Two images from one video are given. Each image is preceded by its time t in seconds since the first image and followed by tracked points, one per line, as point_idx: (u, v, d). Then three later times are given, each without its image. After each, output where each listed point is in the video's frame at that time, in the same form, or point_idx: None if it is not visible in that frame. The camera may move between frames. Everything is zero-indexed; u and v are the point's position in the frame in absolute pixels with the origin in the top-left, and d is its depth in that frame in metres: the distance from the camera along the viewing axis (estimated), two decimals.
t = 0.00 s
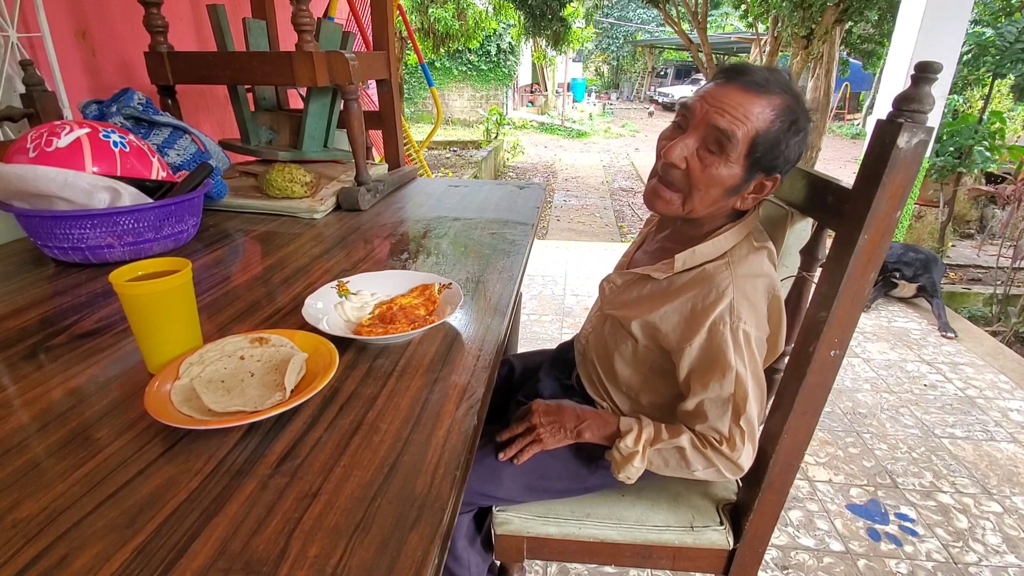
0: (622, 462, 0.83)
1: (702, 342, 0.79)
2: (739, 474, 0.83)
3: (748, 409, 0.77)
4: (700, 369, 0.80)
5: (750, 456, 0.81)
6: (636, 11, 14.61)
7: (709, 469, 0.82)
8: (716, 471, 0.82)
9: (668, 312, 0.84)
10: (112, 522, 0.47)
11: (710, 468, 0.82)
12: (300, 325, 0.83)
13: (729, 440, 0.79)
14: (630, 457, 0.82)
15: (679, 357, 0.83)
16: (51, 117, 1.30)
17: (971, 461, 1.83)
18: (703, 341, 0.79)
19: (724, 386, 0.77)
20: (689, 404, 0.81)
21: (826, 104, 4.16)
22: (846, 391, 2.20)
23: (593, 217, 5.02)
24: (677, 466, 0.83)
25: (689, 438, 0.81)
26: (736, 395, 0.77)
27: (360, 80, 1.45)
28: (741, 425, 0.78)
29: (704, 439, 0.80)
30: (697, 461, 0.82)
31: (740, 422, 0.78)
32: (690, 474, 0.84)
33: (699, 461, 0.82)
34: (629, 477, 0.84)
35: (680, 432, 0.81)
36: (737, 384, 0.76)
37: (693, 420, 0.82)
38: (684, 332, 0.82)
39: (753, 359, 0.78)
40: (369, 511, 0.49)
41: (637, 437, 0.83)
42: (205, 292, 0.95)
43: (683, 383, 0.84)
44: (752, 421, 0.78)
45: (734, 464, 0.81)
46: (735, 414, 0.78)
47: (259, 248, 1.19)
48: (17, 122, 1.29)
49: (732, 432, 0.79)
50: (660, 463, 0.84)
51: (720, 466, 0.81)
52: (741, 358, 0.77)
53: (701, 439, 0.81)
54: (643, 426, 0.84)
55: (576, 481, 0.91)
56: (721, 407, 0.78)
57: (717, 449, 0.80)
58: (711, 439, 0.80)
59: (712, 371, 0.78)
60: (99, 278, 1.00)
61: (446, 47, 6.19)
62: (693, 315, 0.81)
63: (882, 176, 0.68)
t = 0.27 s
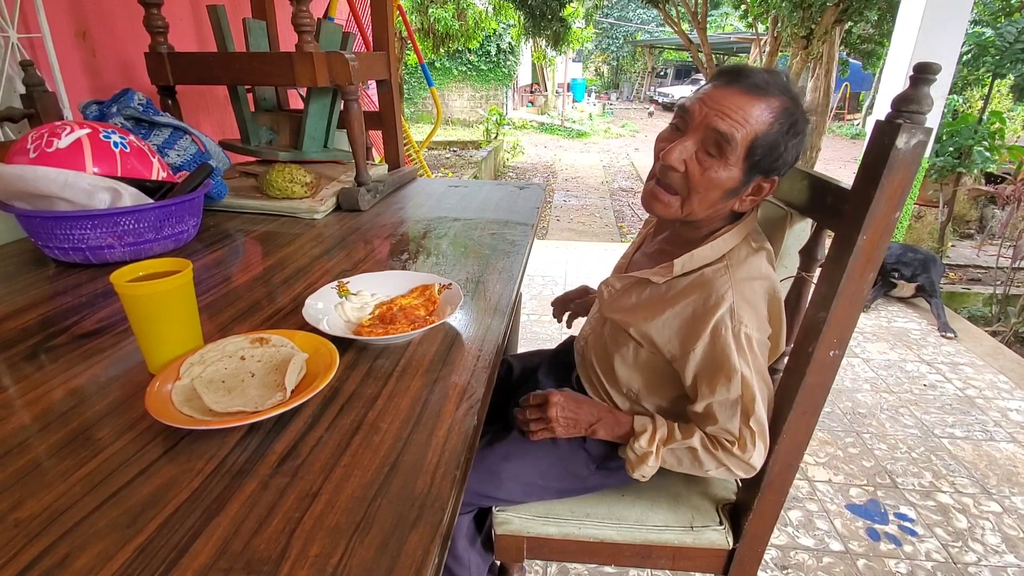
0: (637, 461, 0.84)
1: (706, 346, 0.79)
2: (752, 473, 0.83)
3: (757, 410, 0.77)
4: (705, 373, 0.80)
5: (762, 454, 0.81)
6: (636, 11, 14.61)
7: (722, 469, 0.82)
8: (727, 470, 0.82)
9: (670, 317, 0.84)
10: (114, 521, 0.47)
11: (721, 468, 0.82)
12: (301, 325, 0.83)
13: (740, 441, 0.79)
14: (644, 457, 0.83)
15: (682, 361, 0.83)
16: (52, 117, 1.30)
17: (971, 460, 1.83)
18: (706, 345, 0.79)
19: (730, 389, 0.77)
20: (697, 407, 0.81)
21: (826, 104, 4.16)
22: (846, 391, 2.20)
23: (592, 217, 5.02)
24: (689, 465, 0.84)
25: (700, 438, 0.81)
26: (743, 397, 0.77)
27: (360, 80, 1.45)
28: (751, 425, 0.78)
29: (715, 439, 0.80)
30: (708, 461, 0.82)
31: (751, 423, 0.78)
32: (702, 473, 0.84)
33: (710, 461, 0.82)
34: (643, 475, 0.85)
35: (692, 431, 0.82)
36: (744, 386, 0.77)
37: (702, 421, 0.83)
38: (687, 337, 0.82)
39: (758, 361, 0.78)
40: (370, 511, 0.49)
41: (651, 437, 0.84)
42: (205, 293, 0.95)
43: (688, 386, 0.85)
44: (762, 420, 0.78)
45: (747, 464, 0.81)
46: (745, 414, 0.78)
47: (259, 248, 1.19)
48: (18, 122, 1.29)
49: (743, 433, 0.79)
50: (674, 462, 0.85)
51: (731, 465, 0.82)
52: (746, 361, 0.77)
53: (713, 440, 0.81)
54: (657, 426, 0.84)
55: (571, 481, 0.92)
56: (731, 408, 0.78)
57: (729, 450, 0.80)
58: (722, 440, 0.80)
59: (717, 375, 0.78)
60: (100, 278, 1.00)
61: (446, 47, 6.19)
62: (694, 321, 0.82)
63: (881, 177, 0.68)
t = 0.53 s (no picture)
0: (635, 468, 0.85)
1: (705, 346, 0.79)
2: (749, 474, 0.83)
3: (755, 410, 0.77)
4: (704, 374, 0.80)
5: (760, 455, 0.81)
6: (637, 11, 14.61)
7: (718, 471, 0.83)
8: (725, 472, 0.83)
9: (669, 317, 0.84)
10: (115, 521, 0.47)
11: (719, 469, 0.82)
12: (301, 325, 0.83)
13: (737, 442, 0.80)
14: (641, 463, 0.84)
15: (683, 362, 0.83)
16: (52, 117, 1.31)
17: (971, 461, 1.83)
18: (705, 346, 0.79)
19: (729, 389, 0.77)
20: (694, 407, 0.82)
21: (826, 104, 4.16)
22: (846, 391, 2.20)
23: (592, 217, 5.02)
24: (686, 468, 0.85)
25: (697, 441, 0.81)
26: (742, 398, 0.77)
27: (361, 80, 1.45)
28: (748, 426, 0.78)
29: (712, 440, 0.81)
30: (705, 462, 0.82)
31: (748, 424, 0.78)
32: (699, 476, 0.85)
33: (707, 462, 0.82)
34: (642, 480, 0.86)
35: (688, 434, 0.82)
36: (743, 386, 0.77)
37: (700, 422, 0.83)
38: (687, 337, 0.82)
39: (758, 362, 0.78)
40: (370, 511, 0.49)
41: (647, 442, 0.84)
42: (205, 293, 0.95)
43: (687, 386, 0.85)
44: (760, 421, 0.78)
45: (744, 465, 0.81)
46: (742, 415, 0.78)
47: (259, 248, 1.19)
48: (18, 122, 1.29)
49: (740, 434, 0.79)
50: (671, 467, 0.85)
51: (728, 467, 0.82)
52: (745, 361, 0.77)
53: (709, 442, 0.81)
54: (652, 431, 0.85)
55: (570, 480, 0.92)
56: (728, 409, 0.79)
57: (725, 451, 0.80)
58: (719, 441, 0.80)
59: (717, 375, 0.78)
60: (100, 278, 1.00)
61: (446, 47, 6.19)
62: (694, 321, 0.82)
63: (880, 177, 0.68)
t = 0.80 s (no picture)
0: (626, 473, 0.85)
1: (704, 350, 0.79)
2: (741, 479, 0.84)
3: (749, 416, 0.78)
4: (701, 378, 0.80)
5: (751, 460, 0.82)
6: (636, 11, 14.61)
7: (710, 476, 0.83)
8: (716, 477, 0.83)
9: (670, 320, 0.85)
10: (115, 523, 0.47)
11: (710, 474, 0.83)
12: (300, 328, 0.83)
13: (729, 447, 0.80)
14: (633, 468, 0.84)
15: (682, 366, 0.83)
16: (52, 119, 1.31)
17: (970, 461, 1.83)
18: (704, 350, 0.80)
19: (725, 394, 0.78)
20: (688, 411, 0.82)
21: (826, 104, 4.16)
22: (846, 392, 2.20)
23: (592, 217, 5.03)
24: (678, 473, 0.84)
25: (689, 447, 0.82)
26: (736, 404, 0.78)
27: (360, 81, 1.45)
28: (742, 432, 0.79)
29: (705, 446, 0.81)
30: (697, 467, 0.83)
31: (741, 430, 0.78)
32: (692, 480, 0.85)
33: (699, 467, 0.83)
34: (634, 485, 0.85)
35: (680, 440, 0.82)
36: (738, 391, 0.77)
37: (693, 425, 0.83)
38: (687, 341, 0.82)
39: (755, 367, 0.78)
40: (369, 513, 0.49)
41: (639, 448, 0.84)
42: (205, 295, 0.95)
43: (684, 390, 0.85)
44: (753, 427, 0.79)
45: (736, 470, 0.82)
46: (735, 421, 0.79)
47: (259, 250, 1.19)
48: (18, 124, 1.29)
49: (733, 440, 0.80)
50: (664, 472, 0.85)
51: (721, 472, 0.82)
52: (743, 366, 0.77)
53: (702, 448, 0.82)
54: (644, 436, 0.85)
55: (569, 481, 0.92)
56: (723, 414, 0.79)
57: (717, 456, 0.81)
58: (712, 446, 0.81)
59: (714, 380, 0.78)
60: (100, 280, 1.00)
61: (446, 47, 6.20)
62: (694, 325, 0.82)
63: (879, 178, 0.68)
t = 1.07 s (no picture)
0: (616, 478, 0.85)
1: (702, 357, 0.80)
2: (729, 487, 0.84)
3: (741, 425, 0.78)
4: (696, 384, 0.80)
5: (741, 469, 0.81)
6: (635, 11, 14.60)
7: (698, 483, 0.83)
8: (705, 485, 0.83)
9: (668, 327, 0.85)
10: (112, 532, 0.48)
11: (698, 482, 0.83)
12: (298, 333, 0.83)
13: (719, 456, 0.80)
14: (621, 474, 0.84)
15: (679, 372, 0.83)
16: (51, 123, 1.31)
17: (969, 462, 1.83)
18: (701, 357, 0.80)
19: (719, 402, 0.78)
20: (682, 416, 0.82)
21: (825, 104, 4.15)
22: (845, 392, 2.20)
23: (592, 217, 5.03)
24: (666, 480, 0.85)
25: (678, 455, 0.82)
26: (729, 412, 0.78)
27: (358, 85, 1.45)
28: (732, 441, 0.79)
29: (694, 453, 0.82)
30: (685, 474, 0.83)
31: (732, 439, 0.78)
32: (680, 488, 0.85)
33: (688, 475, 0.83)
34: (623, 491, 0.86)
35: (669, 447, 0.83)
36: (732, 399, 0.77)
37: (686, 431, 0.83)
38: (685, 348, 0.82)
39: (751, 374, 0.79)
40: (365, 521, 0.49)
41: (627, 454, 0.85)
42: (203, 299, 0.95)
43: (680, 396, 0.85)
44: (744, 438, 0.79)
45: (725, 478, 0.82)
46: (727, 430, 0.78)
47: (258, 253, 1.19)
48: (17, 129, 1.29)
49: (722, 449, 0.80)
50: (652, 479, 0.85)
51: (710, 480, 0.82)
52: (739, 373, 0.77)
53: (691, 455, 0.82)
54: (633, 443, 0.86)
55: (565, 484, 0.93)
56: (713, 422, 0.79)
57: (706, 464, 0.81)
58: (702, 454, 0.81)
59: (709, 387, 0.78)
60: (99, 285, 1.00)
61: (445, 48, 6.20)
62: (692, 332, 0.82)
63: (874, 183, 0.68)
